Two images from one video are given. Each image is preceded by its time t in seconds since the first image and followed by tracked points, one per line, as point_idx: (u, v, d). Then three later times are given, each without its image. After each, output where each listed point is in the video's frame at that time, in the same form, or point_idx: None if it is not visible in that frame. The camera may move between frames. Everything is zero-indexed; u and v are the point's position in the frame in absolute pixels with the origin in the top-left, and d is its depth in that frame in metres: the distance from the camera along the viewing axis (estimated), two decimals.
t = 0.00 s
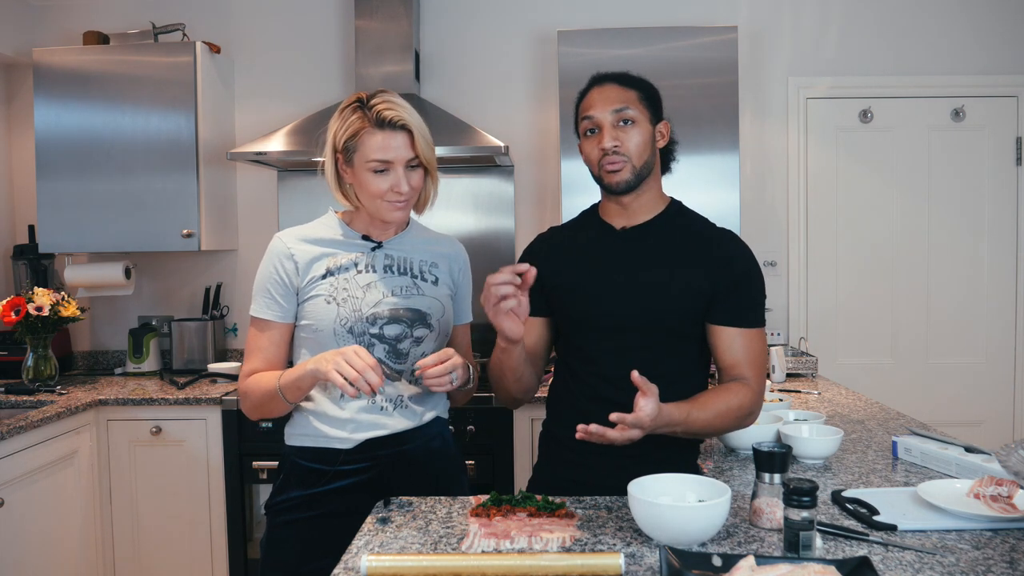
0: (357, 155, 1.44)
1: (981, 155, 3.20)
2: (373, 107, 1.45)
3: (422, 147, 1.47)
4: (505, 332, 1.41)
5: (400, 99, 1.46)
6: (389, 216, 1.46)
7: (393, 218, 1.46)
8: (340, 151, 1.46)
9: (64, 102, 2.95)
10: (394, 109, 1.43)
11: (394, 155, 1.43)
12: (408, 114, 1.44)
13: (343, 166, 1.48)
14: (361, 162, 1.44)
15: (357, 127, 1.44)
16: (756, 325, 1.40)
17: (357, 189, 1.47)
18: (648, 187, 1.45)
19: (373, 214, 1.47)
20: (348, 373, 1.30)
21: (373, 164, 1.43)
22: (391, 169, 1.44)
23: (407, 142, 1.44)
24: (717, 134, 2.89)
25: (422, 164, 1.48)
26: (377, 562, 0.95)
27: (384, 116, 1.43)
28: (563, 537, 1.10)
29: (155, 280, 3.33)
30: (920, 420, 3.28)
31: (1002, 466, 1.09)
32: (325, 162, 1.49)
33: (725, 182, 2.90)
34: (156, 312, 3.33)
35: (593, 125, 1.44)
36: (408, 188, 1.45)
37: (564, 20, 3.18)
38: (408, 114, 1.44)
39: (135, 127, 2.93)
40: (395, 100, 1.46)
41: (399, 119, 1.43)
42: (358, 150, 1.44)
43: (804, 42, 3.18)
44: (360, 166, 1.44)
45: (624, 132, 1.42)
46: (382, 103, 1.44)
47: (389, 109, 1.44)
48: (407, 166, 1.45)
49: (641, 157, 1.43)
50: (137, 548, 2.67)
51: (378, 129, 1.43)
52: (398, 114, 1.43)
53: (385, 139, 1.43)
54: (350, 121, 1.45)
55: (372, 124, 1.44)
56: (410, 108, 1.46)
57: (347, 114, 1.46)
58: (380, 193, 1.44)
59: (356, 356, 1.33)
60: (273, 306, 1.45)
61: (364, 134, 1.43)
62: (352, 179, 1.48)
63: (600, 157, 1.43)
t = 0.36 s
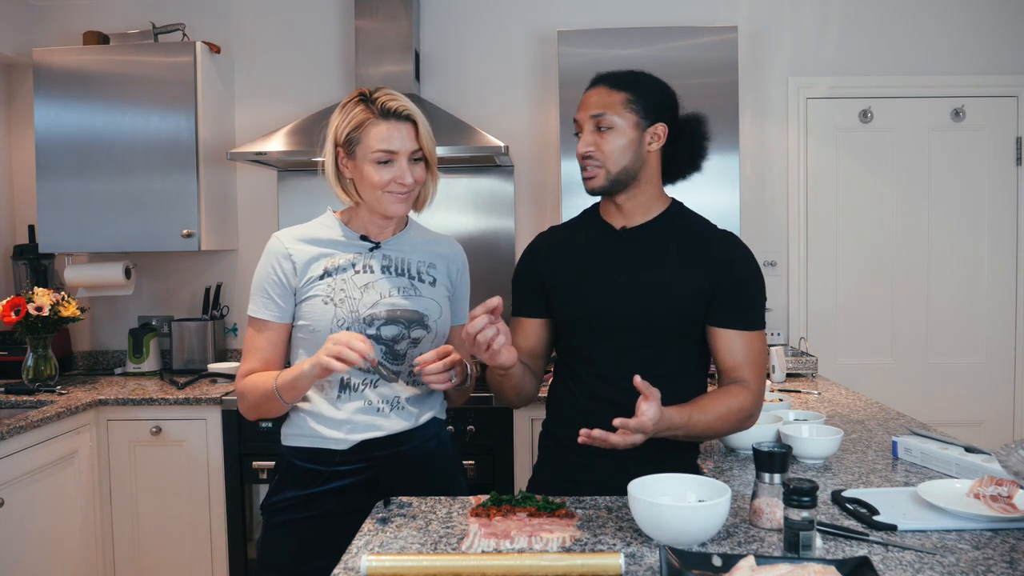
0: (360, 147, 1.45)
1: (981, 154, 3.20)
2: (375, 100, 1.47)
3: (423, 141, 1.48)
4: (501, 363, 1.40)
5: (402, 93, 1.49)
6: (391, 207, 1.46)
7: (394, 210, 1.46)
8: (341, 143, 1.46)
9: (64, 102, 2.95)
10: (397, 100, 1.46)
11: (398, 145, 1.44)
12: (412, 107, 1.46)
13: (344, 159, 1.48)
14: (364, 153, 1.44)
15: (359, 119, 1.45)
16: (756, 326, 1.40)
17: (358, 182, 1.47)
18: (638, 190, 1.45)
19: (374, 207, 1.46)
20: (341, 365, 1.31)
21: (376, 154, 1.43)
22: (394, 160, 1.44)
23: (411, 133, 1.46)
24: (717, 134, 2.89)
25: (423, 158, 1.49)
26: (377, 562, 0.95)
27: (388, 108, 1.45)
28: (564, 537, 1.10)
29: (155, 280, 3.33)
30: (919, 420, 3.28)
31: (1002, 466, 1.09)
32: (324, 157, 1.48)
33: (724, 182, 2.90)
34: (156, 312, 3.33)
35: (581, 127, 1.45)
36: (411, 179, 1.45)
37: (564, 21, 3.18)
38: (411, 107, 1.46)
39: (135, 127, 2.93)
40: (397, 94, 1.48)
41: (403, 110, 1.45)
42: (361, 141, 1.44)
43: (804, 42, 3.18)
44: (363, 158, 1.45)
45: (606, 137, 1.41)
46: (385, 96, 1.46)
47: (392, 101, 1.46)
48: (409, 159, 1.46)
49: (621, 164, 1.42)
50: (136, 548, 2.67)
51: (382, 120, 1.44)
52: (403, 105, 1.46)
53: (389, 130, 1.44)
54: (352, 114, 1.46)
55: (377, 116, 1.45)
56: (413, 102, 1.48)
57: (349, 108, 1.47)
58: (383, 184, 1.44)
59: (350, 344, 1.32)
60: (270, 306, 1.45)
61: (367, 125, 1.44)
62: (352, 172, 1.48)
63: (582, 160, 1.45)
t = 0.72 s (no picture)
0: (360, 146, 1.44)
1: (981, 154, 3.20)
2: (375, 100, 1.47)
3: (422, 142, 1.48)
4: (499, 354, 1.39)
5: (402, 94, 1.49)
6: (390, 207, 1.45)
7: (394, 210, 1.46)
8: (341, 142, 1.46)
9: (64, 102, 2.95)
10: (398, 101, 1.46)
11: (398, 145, 1.44)
12: (412, 108, 1.47)
13: (343, 159, 1.48)
14: (364, 153, 1.44)
15: (360, 119, 1.45)
16: (755, 332, 1.40)
17: (357, 182, 1.47)
18: (640, 196, 1.45)
19: (373, 206, 1.46)
20: (331, 361, 1.30)
21: (376, 154, 1.43)
22: (394, 160, 1.45)
23: (411, 134, 1.46)
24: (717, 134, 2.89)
25: (422, 158, 1.49)
26: (377, 561, 0.95)
27: (389, 108, 1.45)
28: (564, 537, 1.10)
29: (155, 280, 3.33)
30: (920, 420, 3.28)
31: (1002, 466, 1.09)
32: (324, 157, 1.48)
33: (725, 182, 2.90)
34: (156, 312, 3.33)
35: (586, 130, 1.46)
36: (411, 180, 1.45)
37: (564, 21, 3.18)
38: (411, 107, 1.46)
39: (135, 127, 2.93)
40: (398, 95, 1.48)
41: (404, 110, 1.46)
42: (361, 141, 1.44)
43: (804, 42, 3.18)
44: (363, 157, 1.44)
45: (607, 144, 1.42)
46: (386, 96, 1.46)
47: (393, 102, 1.46)
48: (409, 160, 1.46)
49: (621, 171, 1.42)
50: (137, 548, 2.67)
51: (383, 120, 1.45)
52: (404, 106, 1.46)
53: (390, 130, 1.44)
54: (353, 114, 1.46)
55: (377, 116, 1.45)
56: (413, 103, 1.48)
57: (350, 107, 1.47)
58: (383, 184, 1.44)
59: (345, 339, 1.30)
60: (268, 307, 1.45)
61: (368, 125, 1.44)
62: (351, 171, 1.47)
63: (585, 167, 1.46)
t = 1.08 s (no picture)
0: (365, 147, 1.45)
1: (981, 155, 3.20)
2: (381, 102, 1.47)
3: (424, 145, 1.50)
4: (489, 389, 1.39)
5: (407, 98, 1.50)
6: (393, 210, 1.46)
7: (396, 213, 1.47)
8: (346, 143, 1.46)
9: (64, 102, 2.95)
10: (405, 104, 1.47)
11: (404, 148, 1.45)
12: (418, 113, 1.48)
13: (346, 159, 1.47)
14: (369, 155, 1.45)
15: (368, 120, 1.45)
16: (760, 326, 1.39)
17: (360, 183, 1.47)
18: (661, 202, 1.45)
19: (377, 209, 1.46)
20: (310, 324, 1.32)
21: (383, 156, 1.44)
22: (399, 163, 1.45)
23: (416, 137, 1.47)
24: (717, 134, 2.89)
25: (425, 161, 1.51)
26: (377, 562, 0.95)
27: (396, 110, 1.46)
28: (563, 537, 1.10)
29: (155, 280, 3.33)
30: (920, 420, 3.28)
31: (1002, 466, 1.09)
32: (325, 157, 1.47)
33: (724, 182, 2.90)
34: (156, 312, 3.33)
35: (606, 143, 1.42)
36: (415, 183, 1.47)
37: (564, 21, 3.18)
38: (418, 111, 1.48)
39: (135, 127, 2.93)
40: (403, 98, 1.49)
41: (411, 114, 1.47)
42: (368, 143, 1.44)
43: (804, 42, 3.18)
44: (369, 159, 1.44)
45: (633, 153, 1.40)
46: (393, 99, 1.47)
47: (399, 105, 1.46)
48: (413, 162, 1.47)
49: (650, 178, 1.41)
50: (137, 548, 2.67)
51: (389, 122, 1.45)
52: (410, 109, 1.47)
53: (397, 132, 1.45)
54: (359, 115, 1.46)
55: (384, 118, 1.45)
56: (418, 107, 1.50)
57: (355, 108, 1.47)
58: (388, 186, 1.44)
59: (287, 309, 1.29)
60: (267, 307, 1.45)
61: (376, 127, 1.44)
62: (355, 173, 1.47)
63: (606, 179, 1.43)
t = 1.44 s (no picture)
0: (371, 148, 1.44)
1: (981, 155, 3.20)
2: (387, 102, 1.46)
3: (430, 145, 1.50)
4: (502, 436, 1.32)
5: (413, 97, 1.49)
6: (397, 211, 1.46)
7: (401, 214, 1.46)
8: (351, 143, 1.44)
9: (64, 102, 2.95)
10: (410, 104, 1.45)
11: (410, 149, 1.44)
12: (424, 113, 1.47)
13: (351, 159, 1.46)
14: (375, 155, 1.44)
15: (374, 121, 1.43)
16: (750, 324, 1.37)
17: (365, 183, 1.46)
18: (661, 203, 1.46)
19: (382, 209, 1.46)
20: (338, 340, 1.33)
21: (388, 157, 1.43)
22: (405, 163, 1.45)
23: (422, 138, 1.46)
24: (716, 134, 2.89)
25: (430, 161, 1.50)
26: (377, 561, 0.95)
27: (403, 111, 1.45)
28: (563, 537, 1.10)
29: (155, 280, 3.33)
30: (920, 420, 3.27)
31: (1002, 466, 1.09)
32: (330, 156, 1.45)
33: (724, 181, 2.90)
34: (156, 312, 3.33)
35: (611, 145, 1.41)
36: (421, 184, 1.46)
37: (564, 21, 3.18)
38: (425, 112, 1.47)
39: (135, 127, 2.93)
40: (409, 98, 1.47)
41: (417, 115, 1.45)
42: (374, 144, 1.43)
43: (804, 42, 3.18)
44: (374, 160, 1.44)
45: (640, 156, 1.39)
46: (399, 99, 1.46)
47: (405, 105, 1.45)
48: (418, 163, 1.47)
49: (655, 180, 1.41)
50: (136, 548, 2.67)
51: (396, 123, 1.44)
52: (417, 109, 1.46)
53: (403, 132, 1.44)
54: (365, 115, 1.44)
55: (390, 118, 1.44)
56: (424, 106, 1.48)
57: (361, 108, 1.46)
58: (394, 188, 1.44)
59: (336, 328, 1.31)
60: (270, 308, 1.45)
61: (382, 128, 1.43)
62: (360, 173, 1.46)
63: (611, 180, 1.41)
